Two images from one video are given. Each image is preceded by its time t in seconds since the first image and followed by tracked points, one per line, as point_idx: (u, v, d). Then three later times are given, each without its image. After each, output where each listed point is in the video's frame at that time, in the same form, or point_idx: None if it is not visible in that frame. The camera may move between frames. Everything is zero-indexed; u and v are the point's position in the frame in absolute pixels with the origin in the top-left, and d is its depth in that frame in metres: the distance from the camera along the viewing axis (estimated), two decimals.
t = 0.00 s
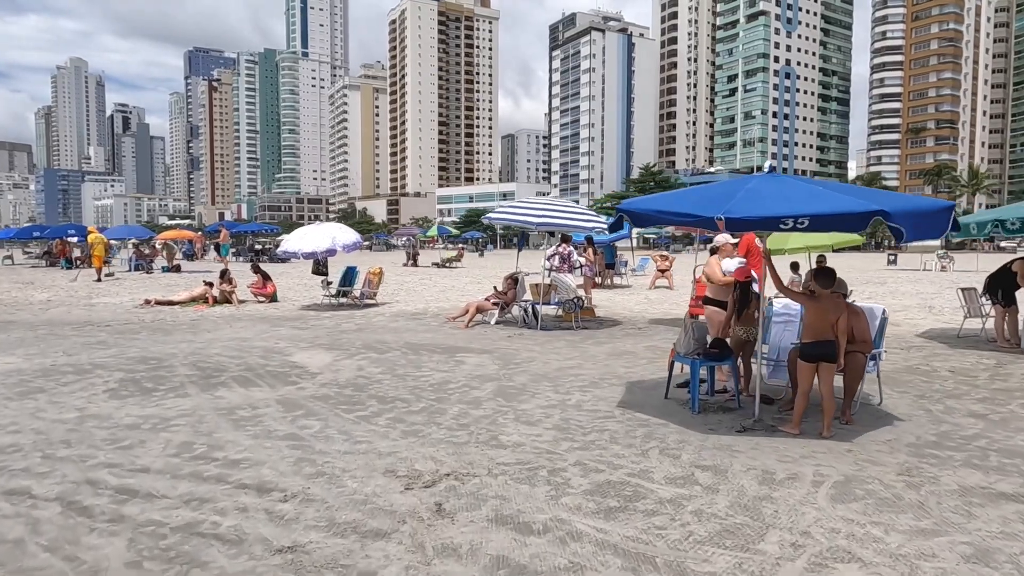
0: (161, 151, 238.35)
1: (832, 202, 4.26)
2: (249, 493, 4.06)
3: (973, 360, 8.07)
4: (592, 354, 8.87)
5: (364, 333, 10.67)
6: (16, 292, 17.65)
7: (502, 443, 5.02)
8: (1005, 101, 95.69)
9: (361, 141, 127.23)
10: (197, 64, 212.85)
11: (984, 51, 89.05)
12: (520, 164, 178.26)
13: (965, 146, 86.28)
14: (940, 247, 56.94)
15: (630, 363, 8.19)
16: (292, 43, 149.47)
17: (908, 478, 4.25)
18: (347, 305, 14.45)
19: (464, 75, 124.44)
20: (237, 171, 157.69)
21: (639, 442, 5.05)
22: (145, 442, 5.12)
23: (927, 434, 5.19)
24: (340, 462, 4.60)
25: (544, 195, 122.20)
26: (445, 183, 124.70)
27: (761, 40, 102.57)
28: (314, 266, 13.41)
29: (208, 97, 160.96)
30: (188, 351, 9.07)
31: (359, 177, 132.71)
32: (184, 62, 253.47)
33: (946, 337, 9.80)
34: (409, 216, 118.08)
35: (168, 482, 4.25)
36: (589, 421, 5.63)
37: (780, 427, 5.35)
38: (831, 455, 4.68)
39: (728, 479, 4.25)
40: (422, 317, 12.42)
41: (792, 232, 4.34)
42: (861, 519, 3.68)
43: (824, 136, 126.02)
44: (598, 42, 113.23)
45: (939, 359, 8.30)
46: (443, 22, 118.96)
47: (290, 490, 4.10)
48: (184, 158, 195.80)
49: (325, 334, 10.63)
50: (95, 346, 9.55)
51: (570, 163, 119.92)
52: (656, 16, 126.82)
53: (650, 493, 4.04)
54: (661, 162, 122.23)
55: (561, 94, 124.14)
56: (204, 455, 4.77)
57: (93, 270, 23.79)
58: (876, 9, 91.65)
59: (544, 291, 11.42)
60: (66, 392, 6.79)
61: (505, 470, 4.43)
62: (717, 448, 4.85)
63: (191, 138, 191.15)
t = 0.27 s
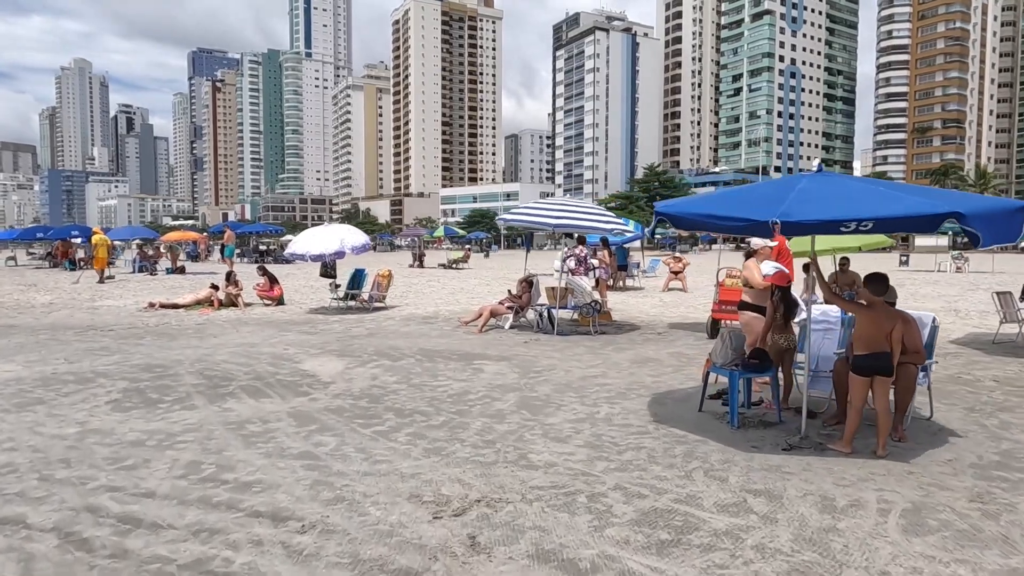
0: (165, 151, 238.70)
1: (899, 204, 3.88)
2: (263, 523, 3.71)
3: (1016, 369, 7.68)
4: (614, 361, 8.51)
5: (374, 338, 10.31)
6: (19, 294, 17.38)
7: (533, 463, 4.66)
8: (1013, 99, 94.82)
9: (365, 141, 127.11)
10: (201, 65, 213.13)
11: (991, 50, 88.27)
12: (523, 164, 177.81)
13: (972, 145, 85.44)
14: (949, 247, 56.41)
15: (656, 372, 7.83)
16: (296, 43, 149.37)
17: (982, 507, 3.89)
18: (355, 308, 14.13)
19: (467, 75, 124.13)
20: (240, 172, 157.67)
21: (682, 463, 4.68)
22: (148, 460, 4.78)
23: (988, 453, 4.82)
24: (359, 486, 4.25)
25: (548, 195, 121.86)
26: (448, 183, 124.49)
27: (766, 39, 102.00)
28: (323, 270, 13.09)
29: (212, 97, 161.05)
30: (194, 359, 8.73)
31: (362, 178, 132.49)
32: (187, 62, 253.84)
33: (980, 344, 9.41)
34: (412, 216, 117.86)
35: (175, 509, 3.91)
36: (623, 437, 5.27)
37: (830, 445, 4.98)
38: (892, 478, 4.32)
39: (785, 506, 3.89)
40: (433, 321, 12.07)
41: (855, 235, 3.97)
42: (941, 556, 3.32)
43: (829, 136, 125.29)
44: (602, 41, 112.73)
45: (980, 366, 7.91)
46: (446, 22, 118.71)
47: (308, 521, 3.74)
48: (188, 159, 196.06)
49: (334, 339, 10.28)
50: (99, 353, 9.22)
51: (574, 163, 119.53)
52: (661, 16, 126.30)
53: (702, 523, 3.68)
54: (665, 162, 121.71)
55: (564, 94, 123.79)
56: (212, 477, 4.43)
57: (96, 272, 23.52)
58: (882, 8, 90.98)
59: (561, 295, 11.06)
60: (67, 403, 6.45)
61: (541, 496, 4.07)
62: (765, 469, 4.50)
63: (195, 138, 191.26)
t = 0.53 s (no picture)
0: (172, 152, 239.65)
1: (977, 196, 3.57)
2: (278, 547, 3.38)
3: None
4: (639, 365, 8.16)
5: (386, 340, 9.99)
6: (24, 295, 17.15)
7: (568, 479, 4.29)
8: None
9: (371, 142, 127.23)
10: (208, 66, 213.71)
11: (1001, 48, 87.37)
12: (529, 164, 177.49)
13: (982, 144, 84.44)
14: (960, 246, 55.82)
15: (684, 376, 7.49)
16: (302, 44, 149.52)
17: None
18: (365, 309, 13.82)
19: (473, 75, 124.00)
20: (247, 172, 158.09)
21: (730, 478, 4.33)
22: (153, 473, 4.45)
23: None
24: (381, 505, 3.92)
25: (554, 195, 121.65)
26: (454, 184, 124.32)
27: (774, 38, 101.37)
28: (332, 269, 12.78)
29: (218, 97, 161.39)
30: (202, 362, 8.42)
31: (369, 178, 132.59)
32: (194, 63, 254.73)
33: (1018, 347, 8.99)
34: (419, 216, 117.86)
35: (181, 531, 3.58)
36: (658, 447, 4.92)
37: (887, 458, 4.61)
38: (965, 496, 3.94)
39: (854, 531, 3.52)
40: (446, 323, 11.75)
41: (926, 230, 3.64)
42: None
43: (837, 135, 124.48)
44: (609, 41, 112.25)
45: (1022, 372, 7.54)
46: (452, 22, 118.67)
47: (325, 544, 3.39)
48: (194, 159, 196.65)
49: (345, 342, 9.95)
50: (105, 355, 8.93)
51: (580, 163, 119.09)
52: (667, 15, 125.91)
53: (763, 549, 3.34)
54: (672, 162, 121.24)
55: (571, 94, 123.67)
56: (222, 493, 4.09)
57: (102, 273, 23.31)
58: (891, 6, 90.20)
59: (580, 295, 10.67)
60: (69, 409, 6.14)
61: (579, 515, 3.72)
62: (822, 485, 4.15)
63: (201, 139, 191.82)
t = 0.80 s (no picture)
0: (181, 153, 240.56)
1: None
2: None
3: None
4: (668, 373, 7.77)
5: (400, 346, 9.64)
6: (31, 297, 16.92)
7: (612, 506, 3.90)
8: None
9: (378, 142, 127.08)
10: (216, 67, 214.53)
11: (1015, 46, 86.18)
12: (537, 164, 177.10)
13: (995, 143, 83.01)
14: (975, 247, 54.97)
15: (717, 386, 7.08)
16: (309, 44, 149.77)
17: None
18: (378, 311, 13.52)
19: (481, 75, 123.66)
20: (255, 173, 158.38)
21: (789, 505, 3.93)
22: (157, 497, 4.10)
23: None
24: (408, 536, 3.53)
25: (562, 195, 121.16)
26: (461, 184, 124.19)
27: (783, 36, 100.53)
28: (343, 271, 12.44)
29: (227, 98, 161.85)
30: (210, 369, 8.08)
31: (376, 178, 132.49)
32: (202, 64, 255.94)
33: None
34: (426, 217, 117.59)
35: (188, 568, 3.21)
36: (706, 470, 4.52)
37: (960, 483, 4.21)
38: None
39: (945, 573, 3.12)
40: (461, 326, 11.41)
41: None
42: None
43: (847, 134, 123.38)
44: (617, 40, 111.46)
45: None
46: (459, 22, 118.40)
47: None
48: (203, 160, 197.31)
49: (358, 347, 9.60)
50: (110, 362, 8.60)
51: (588, 163, 118.62)
52: (676, 14, 125.05)
53: None
54: (681, 162, 120.39)
55: (578, 94, 123.09)
56: (232, 522, 3.72)
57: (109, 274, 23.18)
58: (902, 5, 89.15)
59: (602, 299, 10.32)
60: (70, 422, 5.79)
61: (630, 552, 3.32)
62: (895, 514, 3.75)
63: (209, 139, 192.33)
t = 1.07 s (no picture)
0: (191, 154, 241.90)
1: None
2: None
3: None
4: (706, 379, 7.37)
5: (421, 349, 9.32)
6: (41, 298, 16.71)
7: (673, 532, 3.55)
8: None
9: (387, 142, 127.13)
10: (226, 68, 215.55)
11: None
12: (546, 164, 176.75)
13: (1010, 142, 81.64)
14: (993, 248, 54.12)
15: (761, 393, 6.67)
16: (319, 45, 150.10)
17: None
18: (395, 313, 13.23)
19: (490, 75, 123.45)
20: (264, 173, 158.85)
21: (869, 530, 3.56)
22: (177, 517, 3.77)
23: None
24: (455, 567, 3.19)
25: (571, 195, 120.81)
26: (471, 184, 124.04)
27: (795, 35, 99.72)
28: (361, 272, 12.14)
29: (237, 99, 162.31)
30: (226, 373, 7.78)
31: (385, 178, 132.62)
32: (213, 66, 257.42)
33: None
34: (435, 217, 117.51)
35: None
36: (769, 489, 4.14)
37: None
38: None
39: None
40: (481, 329, 11.06)
41: None
42: None
43: (860, 133, 122.32)
44: (627, 39, 110.66)
45: None
46: (468, 22, 118.30)
47: None
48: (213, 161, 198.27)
49: (377, 350, 9.27)
50: (122, 366, 8.29)
51: (598, 163, 118.13)
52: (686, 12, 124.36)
53: None
54: (691, 161, 119.66)
55: (588, 93, 122.75)
56: (261, 547, 3.39)
57: (118, 275, 23.09)
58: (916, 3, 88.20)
59: (629, 300, 9.93)
60: (83, 431, 5.48)
61: None
62: (991, 543, 3.37)
63: (220, 140, 193.19)
